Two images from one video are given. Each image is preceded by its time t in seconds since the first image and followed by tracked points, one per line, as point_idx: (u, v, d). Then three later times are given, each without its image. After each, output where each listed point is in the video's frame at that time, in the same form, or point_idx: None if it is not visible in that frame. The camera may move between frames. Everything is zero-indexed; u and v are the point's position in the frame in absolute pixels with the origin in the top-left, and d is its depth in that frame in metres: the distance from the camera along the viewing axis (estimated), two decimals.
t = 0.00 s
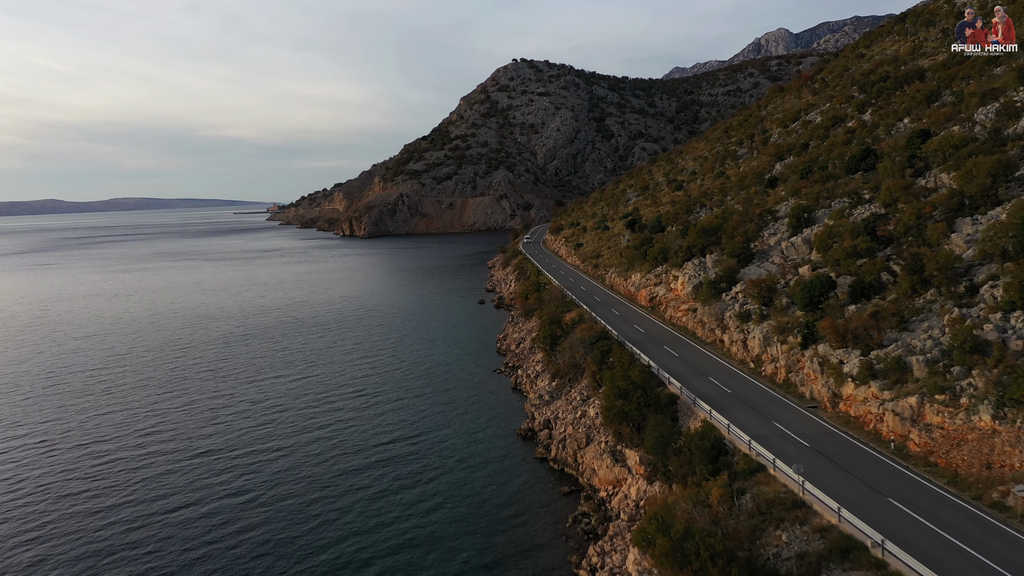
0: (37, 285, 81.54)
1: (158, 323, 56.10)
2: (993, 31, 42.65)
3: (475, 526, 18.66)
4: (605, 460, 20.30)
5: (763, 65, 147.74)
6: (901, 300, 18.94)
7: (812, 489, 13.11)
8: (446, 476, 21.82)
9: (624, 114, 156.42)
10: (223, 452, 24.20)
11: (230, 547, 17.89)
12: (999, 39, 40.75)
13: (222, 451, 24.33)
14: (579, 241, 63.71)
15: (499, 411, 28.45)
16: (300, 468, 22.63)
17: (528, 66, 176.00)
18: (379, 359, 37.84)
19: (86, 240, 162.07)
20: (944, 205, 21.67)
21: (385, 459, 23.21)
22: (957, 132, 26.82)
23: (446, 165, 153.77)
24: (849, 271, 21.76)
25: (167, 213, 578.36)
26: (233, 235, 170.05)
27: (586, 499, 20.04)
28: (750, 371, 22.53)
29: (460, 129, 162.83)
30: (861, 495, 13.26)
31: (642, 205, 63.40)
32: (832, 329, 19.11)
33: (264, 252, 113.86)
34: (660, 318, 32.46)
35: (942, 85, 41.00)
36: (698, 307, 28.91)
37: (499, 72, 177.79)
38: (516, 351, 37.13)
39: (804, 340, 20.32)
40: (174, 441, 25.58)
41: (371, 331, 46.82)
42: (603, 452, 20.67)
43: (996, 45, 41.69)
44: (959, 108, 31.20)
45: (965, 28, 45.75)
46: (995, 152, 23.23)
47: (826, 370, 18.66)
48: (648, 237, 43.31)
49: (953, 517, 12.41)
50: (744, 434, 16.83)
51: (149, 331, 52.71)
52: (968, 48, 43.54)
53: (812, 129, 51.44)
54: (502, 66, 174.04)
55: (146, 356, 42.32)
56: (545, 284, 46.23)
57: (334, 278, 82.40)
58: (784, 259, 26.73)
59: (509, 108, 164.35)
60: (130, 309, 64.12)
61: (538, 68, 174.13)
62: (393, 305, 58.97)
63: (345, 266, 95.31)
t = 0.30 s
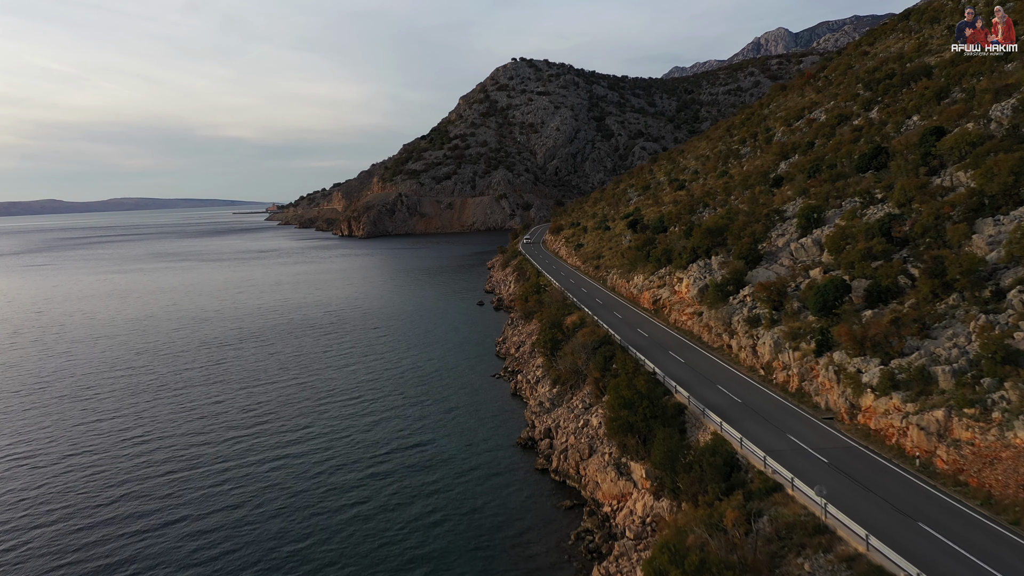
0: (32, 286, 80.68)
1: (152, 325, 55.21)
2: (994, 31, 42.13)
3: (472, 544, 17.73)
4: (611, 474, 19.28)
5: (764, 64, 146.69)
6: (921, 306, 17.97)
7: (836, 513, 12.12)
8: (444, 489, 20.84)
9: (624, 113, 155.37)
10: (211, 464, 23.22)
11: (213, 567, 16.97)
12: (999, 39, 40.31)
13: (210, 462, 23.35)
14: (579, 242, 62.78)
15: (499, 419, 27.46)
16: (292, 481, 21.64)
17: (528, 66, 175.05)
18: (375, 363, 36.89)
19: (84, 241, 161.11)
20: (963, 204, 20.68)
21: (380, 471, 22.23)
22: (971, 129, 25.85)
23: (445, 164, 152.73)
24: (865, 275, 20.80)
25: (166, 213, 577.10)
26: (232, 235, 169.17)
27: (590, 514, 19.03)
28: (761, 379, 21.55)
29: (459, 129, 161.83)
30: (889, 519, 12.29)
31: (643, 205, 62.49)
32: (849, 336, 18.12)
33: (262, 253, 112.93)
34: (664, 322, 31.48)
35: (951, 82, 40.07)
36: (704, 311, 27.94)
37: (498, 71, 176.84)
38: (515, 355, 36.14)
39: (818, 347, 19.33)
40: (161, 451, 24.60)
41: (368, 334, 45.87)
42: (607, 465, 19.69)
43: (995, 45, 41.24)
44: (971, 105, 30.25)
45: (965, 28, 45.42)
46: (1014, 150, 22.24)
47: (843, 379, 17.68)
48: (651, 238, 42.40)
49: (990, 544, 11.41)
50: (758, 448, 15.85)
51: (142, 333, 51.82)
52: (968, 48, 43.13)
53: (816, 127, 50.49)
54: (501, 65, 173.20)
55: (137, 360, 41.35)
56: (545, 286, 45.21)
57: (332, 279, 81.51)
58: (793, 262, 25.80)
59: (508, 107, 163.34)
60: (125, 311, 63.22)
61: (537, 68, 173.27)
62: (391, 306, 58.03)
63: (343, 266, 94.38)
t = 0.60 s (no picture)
0: (26, 287, 79.76)
1: (146, 327, 54.30)
2: (997, 30, 41.25)
3: (469, 562, 16.89)
4: (614, 487, 18.37)
5: (765, 64, 145.86)
6: (942, 311, 17.06)
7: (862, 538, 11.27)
8: (443, 504, 19.90)
9: (625, 113, 154.39)
10: (200, 476, 22.29)
11: None
12: (998, 39, 40.03)
13: (198, 474, 22.44)
14: (580, 242, 61.88)
15: (499, 426, 26.55)
16: (283, 494, 20.73)
17: (527, 65, 174.28)
18: (372, 367, 35.96)
19: (81, 241, 160.07)
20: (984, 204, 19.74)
21: (375, 483, 21.28)
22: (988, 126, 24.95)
23: (444, 164, 151.83)
24: (881, 279, 19.89)
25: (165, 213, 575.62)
26: (230, 235, 168.18)
27: (593, 530, 18.15)
28: (772, 388, 20.66)
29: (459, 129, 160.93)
30: (917, 545, 11.46)
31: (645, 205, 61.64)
32: (866, 344, 17.21)
33: (260, 253, 111.95)
34: (669, 326, 30.59)
35: (960, 79, 39.15)
36: (710, 315, 27.05)
37: (498, 71, 175.99)
38: (515, 359, 35.25)
39: (833, 354, 18.42)
40: (149, 462, 23.67)
41: (365, 336, 44.98)
42: (612, 478, 18.76)
43: (996, 46, 40.41)
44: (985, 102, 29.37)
45: (965, 29, 45.22)
46: None
47: (860, 390, 16.77)
48: (653, 238, 41.51)
49: None
50: (773, 463, 14.99)
51: (135, 336, 50.90)
52: (968, 49, 43.03)
53: (821, 126, 49.59)
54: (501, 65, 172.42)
55: (129, 363, 40.39)
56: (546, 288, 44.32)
57: (330, 279, 80.58)
58: (803, 265, 24.94)
59: (508, 107, 162.43)
60: (119, 312, 62.32)
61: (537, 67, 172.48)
62: (389, 308, 57.16)
63: (341, 267, 93.44)
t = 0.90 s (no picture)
0: (20, 288, 78.59)
1: (138, 330, 53.21)
2: (997, 31, 41.69)
3: None
4: (619, 506, 17.30)
5: (766, 63, 144.82)
6: (971, 319, 15.95)
7: None
8: (440, 524, 18.80)
9: (625, 112, 153.24)
10: (185, 492, 21.19)
11: None
12: (999, 40, 39.92)
13: (184, 489, 21.44)
14: (580, 243, 60.81)
15: (499, 437, 25.47)
16: (272, 513, 19.63)
17: (527, 65, 173.24)
18: (368, 373, 34.87)
19: (77, 241, 158.71)
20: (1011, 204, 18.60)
21: (369, 500, 20.18)
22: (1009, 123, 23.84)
23: (443, 164, 150.76)
24: (902, 284, 18.81)
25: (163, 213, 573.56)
26: (228, 235, 166.94)
27: (597, 553, 17.07)
28: (786, 398, 19.61)
29: (458, 128, 159.85)
30: None
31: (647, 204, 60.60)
32: (890, 355, 16.11)
33: (256, 254, 110.69)
34: (674, 331, 29.53)
35: (972, 75, 38.09)
36: (717, 320, 26.01)
37: (497, 70, 174.85)
38: (515, 365, 34.17)
39: (852, 365, 17.32)
40: (132, 477, 22.56)
41: (361, 340, 43.91)
42: (616, 496, 17.67)
43: (997, 45, 40.79)
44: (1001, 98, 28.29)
45: (965, 28, 44.97)
46: None
47: (883, 403, 15.71)
48: (656, 239, 40.48)
49: None
50: (792, 485, 14.01)
51: (126, 339, 49.75)
52: (970, 48, 43.01)
53: (827, 125, 48.51)
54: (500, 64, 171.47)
55: (118, 368, 39.22)
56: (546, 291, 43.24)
57: (327, 281, 79.44)
58: (815, 268, 23.89)
59: (508, 106, 161.34)
60: (112, 315, 61.23)
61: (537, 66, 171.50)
62: (386, 311, 56.10)
63: (339, 268, 92.35)
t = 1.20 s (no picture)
0: (12, 290, 77.42)
1: (131, 333, 52.14)
2: (993, 31, 42.24)
3: None
4: (625, 526, 16.29)
5: (766, 62, 143.83)
6: (1000, 327, 14.97)
7: None
8: (437, 543, 17.81)
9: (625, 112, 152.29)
10: (170, 509, 20.21)
11: None
12: (998, 39, 40.28)
13: (170, 504, 20.47)
14: (581, 244, 59.82)
15: (499, 446, 24.48)
16: (261, 531, 18.66)
17: (526, 64, 172.36)
18: (364, 378, 33.87)
19: (73, 242, 157.64)
20: None
21: (362, 517, 19.21)
22: None
23: (442, 164, 149.79)
24: (922, 290, 17.84)
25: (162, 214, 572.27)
26: (226, 236, 165.89)
27: None
28: (799, 410, 18.66)
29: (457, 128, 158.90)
30: None
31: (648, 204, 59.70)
32: (914, 366, 15.14)
33: (253, 255, 109.65)
34: (679, 336, 28.57)
35: (983, 73, 37.12)
36: (725, 325, 25.07)
37: (496, 69, 173.84)
38: (514, 370, 33.21)
39: (872, 376, 16.36)
40: (115, 492, 21.56)
41: (356, 343, 42.91)
42: (622, 514, 16.68)
43: (995, 46, 41.32)
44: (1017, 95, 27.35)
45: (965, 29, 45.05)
46: None
47: (908, 418, 14.75)
48: (659, 241, 39.55)
49: None
50: (813, 508, 13.10)
51: (118, 342, 48.70)
52: (967, 49, 43.32)
53: (832, 124, 47.53)
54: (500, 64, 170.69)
55: (107, 374, 38.18)
56: (547, 294, 42.30)
57: (325, 282, 78.41)
58: (828, 271, 22.95)
59: (507, 106, 160.35)
60: (105, 317, 60.14)
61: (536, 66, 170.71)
62: (383, 313, 55.14)
63: (336, 269, 91.32)
